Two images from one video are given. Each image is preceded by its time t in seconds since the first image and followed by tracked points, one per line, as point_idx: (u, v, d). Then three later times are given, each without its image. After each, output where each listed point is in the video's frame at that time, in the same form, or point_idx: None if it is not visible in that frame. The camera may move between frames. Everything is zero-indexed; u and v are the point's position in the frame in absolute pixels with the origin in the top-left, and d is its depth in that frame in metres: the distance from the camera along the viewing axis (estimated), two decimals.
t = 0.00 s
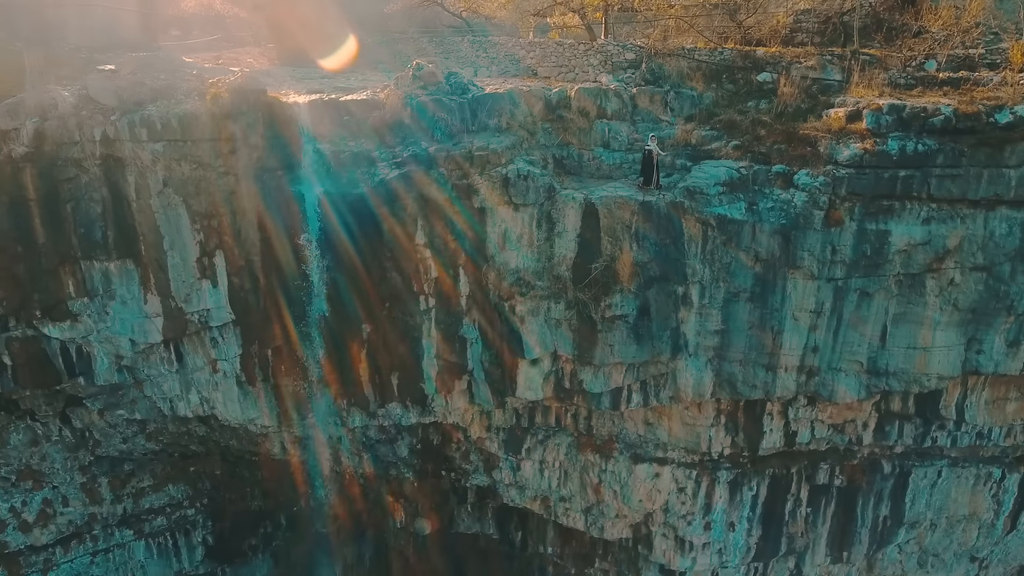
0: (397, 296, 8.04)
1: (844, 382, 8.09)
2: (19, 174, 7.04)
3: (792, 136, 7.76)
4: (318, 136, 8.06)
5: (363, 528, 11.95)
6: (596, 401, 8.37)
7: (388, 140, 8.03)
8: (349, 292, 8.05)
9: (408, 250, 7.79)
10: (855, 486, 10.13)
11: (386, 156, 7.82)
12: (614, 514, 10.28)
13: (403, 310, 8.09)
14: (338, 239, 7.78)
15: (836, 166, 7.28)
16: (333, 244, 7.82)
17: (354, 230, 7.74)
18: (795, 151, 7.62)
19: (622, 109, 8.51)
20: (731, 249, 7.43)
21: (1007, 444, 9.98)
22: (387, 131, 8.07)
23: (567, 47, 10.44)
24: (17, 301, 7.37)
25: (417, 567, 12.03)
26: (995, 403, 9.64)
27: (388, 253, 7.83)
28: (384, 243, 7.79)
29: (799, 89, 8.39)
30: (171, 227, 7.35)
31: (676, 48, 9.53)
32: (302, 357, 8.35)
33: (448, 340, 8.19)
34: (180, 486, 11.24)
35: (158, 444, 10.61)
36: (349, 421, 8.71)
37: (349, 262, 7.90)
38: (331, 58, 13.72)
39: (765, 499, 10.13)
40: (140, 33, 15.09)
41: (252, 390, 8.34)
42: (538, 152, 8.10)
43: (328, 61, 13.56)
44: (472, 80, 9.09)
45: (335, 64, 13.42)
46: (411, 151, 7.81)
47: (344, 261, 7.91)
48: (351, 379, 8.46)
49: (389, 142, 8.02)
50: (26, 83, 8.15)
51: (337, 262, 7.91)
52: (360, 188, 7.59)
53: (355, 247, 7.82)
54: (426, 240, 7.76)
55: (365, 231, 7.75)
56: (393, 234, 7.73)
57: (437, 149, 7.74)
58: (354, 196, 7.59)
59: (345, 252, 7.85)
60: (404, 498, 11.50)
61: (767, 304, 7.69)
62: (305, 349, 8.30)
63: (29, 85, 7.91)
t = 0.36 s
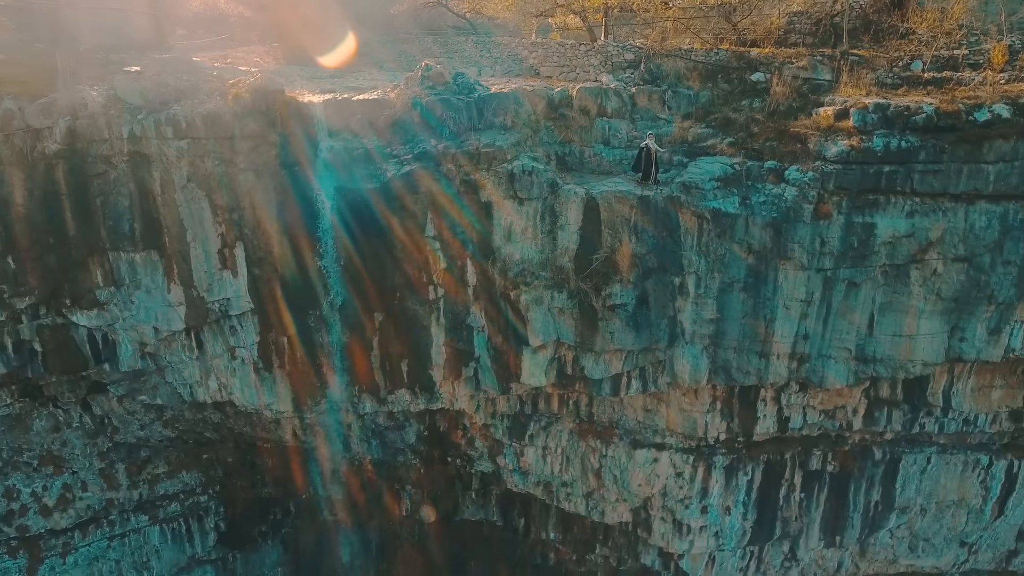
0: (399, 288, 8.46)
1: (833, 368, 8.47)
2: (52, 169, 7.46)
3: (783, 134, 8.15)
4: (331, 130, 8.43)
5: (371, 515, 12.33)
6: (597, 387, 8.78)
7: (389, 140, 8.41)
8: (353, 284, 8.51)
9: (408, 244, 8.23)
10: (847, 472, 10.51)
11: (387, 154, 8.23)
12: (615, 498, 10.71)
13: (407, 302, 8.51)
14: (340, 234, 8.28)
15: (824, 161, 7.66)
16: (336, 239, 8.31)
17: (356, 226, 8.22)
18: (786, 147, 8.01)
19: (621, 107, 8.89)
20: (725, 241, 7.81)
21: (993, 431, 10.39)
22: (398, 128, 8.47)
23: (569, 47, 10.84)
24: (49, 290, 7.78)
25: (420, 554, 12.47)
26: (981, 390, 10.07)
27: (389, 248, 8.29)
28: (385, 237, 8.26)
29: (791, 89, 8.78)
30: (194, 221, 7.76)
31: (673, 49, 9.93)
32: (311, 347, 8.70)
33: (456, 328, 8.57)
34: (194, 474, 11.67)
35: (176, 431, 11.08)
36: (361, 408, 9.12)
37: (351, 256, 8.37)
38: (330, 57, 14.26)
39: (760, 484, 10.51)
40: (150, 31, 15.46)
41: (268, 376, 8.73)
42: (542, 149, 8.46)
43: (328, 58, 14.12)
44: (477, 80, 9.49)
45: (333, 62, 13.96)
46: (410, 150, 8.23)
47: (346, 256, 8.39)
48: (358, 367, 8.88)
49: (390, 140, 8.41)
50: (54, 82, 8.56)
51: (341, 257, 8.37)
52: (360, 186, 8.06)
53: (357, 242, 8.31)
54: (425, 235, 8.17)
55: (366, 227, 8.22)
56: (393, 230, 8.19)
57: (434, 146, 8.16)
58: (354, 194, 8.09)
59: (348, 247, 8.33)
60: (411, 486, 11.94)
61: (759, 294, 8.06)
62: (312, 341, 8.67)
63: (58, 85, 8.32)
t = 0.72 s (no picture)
0: (407, 281, 8.90)
1: (823, 357, 8.86)
2: (83, 167, 7.89)
3: (776, 133, 8.54)
4: (350, 130, 8.87)
5: (378, 502, 12.73)
6: (598, 375, 9.20)
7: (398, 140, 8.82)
8: (355, 281, 8.94)
9: (410, 242, 8.67)
10: (838, 459, 10.95)
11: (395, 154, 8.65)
12: (616, 484, 11.15)
13: (415, 294, 8.94)
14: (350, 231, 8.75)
15: (814, 160, 8.06)
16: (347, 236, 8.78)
17: (360, 223, 8.70)
18: (778, 146, 8.41)
19: (621, 107, 9.29)
20: (720, 236, 8.20)
21: (979, 419, 10.81)
22: (408, 128, 8.88)
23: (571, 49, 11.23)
24: (78, 282, 8.21)
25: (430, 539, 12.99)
26: (967, 379, 10.50)
27: (390, 245, 8.75)
28: (393, 234, 8.68)
29: (783, 90, 9.18)
30: (217, 216, 8.16)
31: (672, 52, 10.33)
32: (326, 337, 9.13)
33: (464, 319, 9.02)
34: (207, 462, 12.11)
35: (191, 420, 11.43)
36: (372, 395, 9.59)
37: (362, 251, 8.83)
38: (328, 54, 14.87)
39: (755, 470, 10.91)
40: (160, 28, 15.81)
41: (283, 365, 9.15)
42: (545, 148, 8.87)
43: (327, 55, 14.66)
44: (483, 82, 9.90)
45: (332, 58, 14.54)
46: (415, 150, 8.66)
47: (352, 253, 8.86)
48: (369, 355, 9.33)
49: (398, 141, 8.82)
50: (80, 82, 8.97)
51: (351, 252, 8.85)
52: (365, 185, 8.51)
53: (365, 237, 8.77)
54: (431, 232, 8.59)
55: (374, 223, 8.64)
56: (400, 226, 8.63)
57: (436, 146, 8.57)
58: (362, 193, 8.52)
59: (349, 245, 8.82)
60: (418, 474, 12.36)
61: (753, 286, 8.45)
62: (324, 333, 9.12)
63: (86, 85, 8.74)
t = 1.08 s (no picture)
0: (417, 275, 9.34)
1: (814, 347, 9.28)
2: (112, 166, 8.34)
3: (769, 134, 8.96)
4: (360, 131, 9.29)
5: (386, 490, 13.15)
6: (599, 365, 9.63)
7: (408, 139, 9.28)
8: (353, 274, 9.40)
9: (409, 238, 9.13)
10: (832, 448, 11.36)
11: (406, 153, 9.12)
12: (616, 471, 11.60)
13: (424, 287, 9.39)
14: (364, 225, 9.21)
15: (805, 159, 8.49)
16: (360, 231, 9.24)
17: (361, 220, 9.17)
18: (770, 146, 8.83)
19: (622, 108, 9.71)
20: (715, 231, 8.63)
21: (966, 408, 11.25)
22: (418, 127, 9.31)
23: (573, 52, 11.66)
24: (106, 275, 8.66)
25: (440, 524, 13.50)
26: (954, 369, 10.94)
27: (390, 242, 9.19)
28: (396, 231, 9.11)
29: (776, 92, 9.61)
30: (237, 213, 8.64)
31: (670, 55, 10.76)
32: (339, 328, 9.60)
33: (472, 311, 9.46)
34: (220, 450, 12.57)
35: (206, 409, 11.98)
36: (383, 383, 10.05)
37: (374, 246, 9.28)
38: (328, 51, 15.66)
39: (751, 458, 11.32)
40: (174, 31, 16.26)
41: (299, 354, 9.61)
42: (549, 147, 9.30)
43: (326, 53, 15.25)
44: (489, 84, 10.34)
45: (331, 55, 15.15)
46: (419, 152, 9.12)
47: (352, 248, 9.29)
48: (381, 346, 9.74)
49: (404, 141, 9.26)
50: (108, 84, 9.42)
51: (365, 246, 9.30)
52: (366, 184, 9.03)
53: (378, 232, 9.20)
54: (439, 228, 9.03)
55: (386, 219, 9.09)
56: (411, 221, 9.06)
57: (444, 146, 9.04)
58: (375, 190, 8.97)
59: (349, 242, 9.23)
60: (425, 462, 12.84)
61: (747, 279, 8.87)
62: (338, 324, 9.55)
63: (114, 88, 9.20)
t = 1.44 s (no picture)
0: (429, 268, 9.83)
1: (805, 339, 9.72)
2: (140, 165, 8.81)
3: (762, 135, 9.43)
4: (376, 131, 9.70)
5: (393, 479, 13.58)
6: (601, 356, 10.09)
7: (424, 139, 9.73)
8: (348, 271, 9.83)
9: (409, 237, 9.63)
10: (824, 437, 11.83)
11: (420, 152, 9.59)
12: (617, 459, 12.06)
13: (435, 281, 9.91)
14: (380, 221, 9.59)
15: (795, 159, 8.95)
16: (377, 226, 9.63)
17: (359, 220, 9.57)
18: (764, 147, 9.29)
19: (623, 110, 10.16)
20: (711, 228, 9.07)
21: (954, 399, 11.68)
22: (430, 128, 9.77)
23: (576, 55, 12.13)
24: (133, 269, 9.12)
25: (448, 514, 14.06)
26: (941, 361, 11.37)
27: (391, 241, 9.68)
28: (396, 230, 9.60)
29: (769, 95, 10.08)
30: (257, 210, 9.09)
31: (669, 59, 11.23)
32: (354, 321, 10.09)
33: (481, 303, 9.98)
34: (234, 440, 12.95)
35: (222, 400, 12.44)
36: (392, 373, 10.52)
37: (390, 240, 9.67)
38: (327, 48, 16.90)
39: (746, 447, 11.77)
40: (187, 35, 16.74)
41: (315, 345, 10.07)
42: (552, 148, 9.76)
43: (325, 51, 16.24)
44: (496, 87, 10.80)
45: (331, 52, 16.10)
46: (423, 153, 9.58)
47: (351, 247, 9.69)
48: (394, 336, 10.22)
49: (407, 141, 9.69)
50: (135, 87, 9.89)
51: (382, 241, 9.69)
52: (367, 185, 9.45)
53: (393, 226, 9.59)
54: (450, 222, 9.55)
55: (401, 215, 9.52)
56: (425, 217, 9.53)
57: (451, 147, 9.53)
58: (391, 186, 9.39)
59: (349, 241, 9.65)
60: (432, 451, 13.29)
61: (742, 273, 9.32)
62: (354, 315, 10.04)
63: (141, 91, 9.68)
